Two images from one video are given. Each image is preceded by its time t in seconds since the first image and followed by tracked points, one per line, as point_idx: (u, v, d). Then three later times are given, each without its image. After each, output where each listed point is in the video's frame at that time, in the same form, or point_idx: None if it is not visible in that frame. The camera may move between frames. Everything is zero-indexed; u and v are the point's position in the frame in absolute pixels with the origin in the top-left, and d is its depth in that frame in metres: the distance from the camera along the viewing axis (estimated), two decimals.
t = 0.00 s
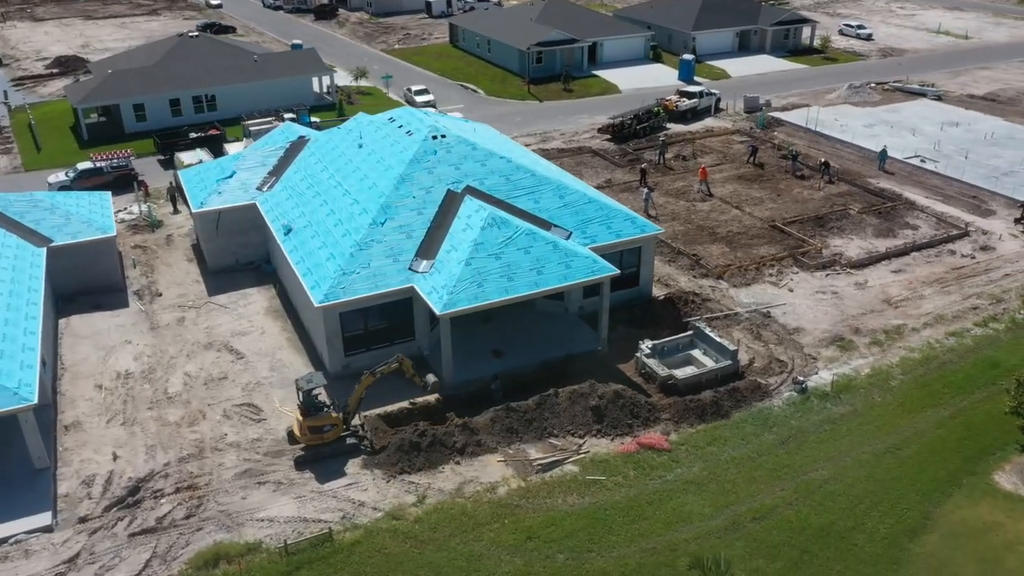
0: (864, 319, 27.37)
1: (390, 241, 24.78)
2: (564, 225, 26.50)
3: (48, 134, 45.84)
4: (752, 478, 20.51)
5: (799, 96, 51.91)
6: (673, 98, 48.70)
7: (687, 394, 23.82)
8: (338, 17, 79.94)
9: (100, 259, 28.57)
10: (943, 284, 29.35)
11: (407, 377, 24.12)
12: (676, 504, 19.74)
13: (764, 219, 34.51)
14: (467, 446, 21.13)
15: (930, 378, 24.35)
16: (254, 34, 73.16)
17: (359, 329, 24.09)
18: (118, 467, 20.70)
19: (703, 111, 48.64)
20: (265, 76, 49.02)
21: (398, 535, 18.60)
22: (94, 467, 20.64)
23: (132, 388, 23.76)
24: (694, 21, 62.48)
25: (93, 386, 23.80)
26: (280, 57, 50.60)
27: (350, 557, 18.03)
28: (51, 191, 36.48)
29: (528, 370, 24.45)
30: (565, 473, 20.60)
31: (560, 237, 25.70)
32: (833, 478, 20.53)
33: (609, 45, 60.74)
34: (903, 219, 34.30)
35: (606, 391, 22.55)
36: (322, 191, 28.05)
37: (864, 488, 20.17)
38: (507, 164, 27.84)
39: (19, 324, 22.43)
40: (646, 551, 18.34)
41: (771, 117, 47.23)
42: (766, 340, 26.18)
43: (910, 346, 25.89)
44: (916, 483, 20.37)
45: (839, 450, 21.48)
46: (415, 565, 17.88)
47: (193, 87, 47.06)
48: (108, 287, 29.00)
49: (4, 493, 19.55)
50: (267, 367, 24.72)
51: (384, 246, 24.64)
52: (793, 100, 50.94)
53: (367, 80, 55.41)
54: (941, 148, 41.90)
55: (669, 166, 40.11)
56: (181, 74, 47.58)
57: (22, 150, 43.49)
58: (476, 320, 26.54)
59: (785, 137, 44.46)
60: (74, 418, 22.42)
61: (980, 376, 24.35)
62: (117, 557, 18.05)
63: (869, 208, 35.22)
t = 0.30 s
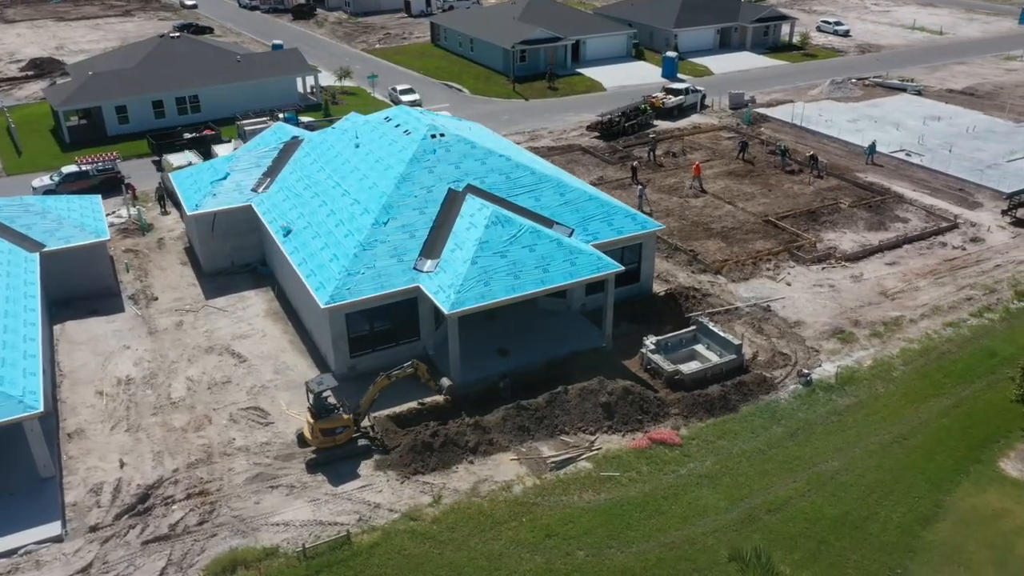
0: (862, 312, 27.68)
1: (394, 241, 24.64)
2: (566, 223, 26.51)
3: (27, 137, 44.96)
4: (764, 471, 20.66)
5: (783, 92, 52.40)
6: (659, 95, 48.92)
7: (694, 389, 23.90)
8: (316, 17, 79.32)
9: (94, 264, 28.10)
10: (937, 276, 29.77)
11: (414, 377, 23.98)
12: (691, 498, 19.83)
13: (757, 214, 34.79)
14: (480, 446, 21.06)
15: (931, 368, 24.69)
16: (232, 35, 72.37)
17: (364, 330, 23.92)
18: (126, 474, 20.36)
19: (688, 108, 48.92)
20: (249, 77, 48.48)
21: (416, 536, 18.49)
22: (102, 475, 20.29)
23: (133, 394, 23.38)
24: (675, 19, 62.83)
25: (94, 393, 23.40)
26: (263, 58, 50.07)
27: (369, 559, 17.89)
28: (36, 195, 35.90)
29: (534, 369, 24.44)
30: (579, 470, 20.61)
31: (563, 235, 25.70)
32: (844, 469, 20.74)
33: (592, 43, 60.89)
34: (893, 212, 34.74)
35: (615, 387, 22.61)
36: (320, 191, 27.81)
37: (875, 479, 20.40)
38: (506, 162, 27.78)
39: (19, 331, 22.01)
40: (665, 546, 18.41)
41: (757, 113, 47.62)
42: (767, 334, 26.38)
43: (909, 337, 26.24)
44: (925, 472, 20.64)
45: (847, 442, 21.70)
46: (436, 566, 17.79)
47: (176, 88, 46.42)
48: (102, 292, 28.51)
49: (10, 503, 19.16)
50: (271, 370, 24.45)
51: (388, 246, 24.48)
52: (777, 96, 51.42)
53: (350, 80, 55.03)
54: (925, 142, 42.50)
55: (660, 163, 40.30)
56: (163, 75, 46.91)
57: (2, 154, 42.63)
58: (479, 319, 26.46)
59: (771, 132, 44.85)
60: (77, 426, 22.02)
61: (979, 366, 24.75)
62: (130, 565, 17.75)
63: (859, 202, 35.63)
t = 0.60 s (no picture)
0: (866, 305, 27.92)
1: (403, 241, 24.48)
2: (573, 220, 26.49)
3: (14, 140, 44.22)
4: (781, 465, 20.78)
5: (772, 89, 52.75)
6: (650, 93, 49.05)
7: (705, 384, 23.99)
8: (300, 17, 78.73)
9: (94, 267, 27.68)
10: (937, 269, 30.09)
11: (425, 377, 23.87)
12: (711, 493, 19.89)
13: (756, 209, 34.99)
14: (497, 444, 20.99)
15: (937, 360, 24.95)
16: (215, 35, 71.65)
17: (375, 330, 23.76)
18: (139, 479, 20.09)
19: (680, 105, 49.10)
20: (238, 77, 48.00)
21: (440, 536, 18.40)
22: (115, 481, 20.00)
23: (142, 398, 23.07)
24: (663, 16, 63.05)
25: (102, 398, 23.06)
26: (252, 58, 49.60)
27: (394, 560, 17.77)
28: (27, 199, 35.30)
29: (546, 367, 24.41)
30: (598, 467, 20.60)
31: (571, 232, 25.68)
32: (859, 461, 20.91)
33: (580, 41, 60.93)
34: (890, 206, 35.08)
35: (629, 384, 22.63)
36: (325, 191, 27.57)
37: (891, 470, 20.58)
38: (511, 159, 27.70)
39: (25, 336, 21.64)
40: (689, 541, 18.45)
41: (749, 110, 47.90)
42: (774, 328, 26.53)
43: (914, 330, 26.50)
44: (939, 462, 20.87)
45: (860, 434, 21.87)
46: (462, 565, 17.71)
47: (165, 88, 45.84)
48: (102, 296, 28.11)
49: (23, 511, 18.84)
50: (280, 371, 24.23)
51: (397, 245, 24.33)
52: (767, 92, 51.76)
53: (340, 80, 54.66)
54: (916, 137, 42.96)
55: (656, 160, 40.41)
56: (152, 76, 46.35)
57: None
58: (487, 318, 26.38)
59: (764, 128, 45.13)
60: (86, 432, 21.69)
61: (984, 357, 25.05)
62: (151, 572, 17.50)
63: (856, 196, 35.95)
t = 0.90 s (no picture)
0: (870, 300, 28.14)
1: (412, 241, 24.34)
2: (580, 218, 26.48)
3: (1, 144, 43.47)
4: (797, 460, 20.89)
5: (762, 86, 53.07)
6: (643, 91, 49.18)
7: (717, 381, 24.07)
8: (285, 17, 78.11)
9: (94, 271, 27.29)
10: (937, 264, 30.41)
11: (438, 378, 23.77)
12: (730, 488, 19.95)
13: (755, 206, 35.16)
14: (515, 444, 20.93)
15: (944, 354, 25.19)
16: (199, 36, 70.94)
17: (386, 331, 23.61)
18: (154, 486, 19.82)
19: (672, 103, 49.27)
20: (228, 78, 47.51)
21: (464, 537, 18.31)
22: (129, 488, 19.72)
23: (151, 404, 22.77)
24: (651, 15, 63.27)
25: (110, 404, 22.74)
26: (242, 58, 49.12)
27: (419, 563, 17.66)
28: (20, 203, 34.72)
29: (557, 366, 24.39)
30: (616, 465, 20.61)
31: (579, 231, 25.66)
32: (875, 454, 21.06)
33: (570, 40, 60.95)
34: (887, 201, 35.39)
35: (644, 381, 22.66)
36: (329, 192, 27.37)
37: (906, 463, 20.76)
38: (516, 158, 27.65)
39: (33, 342, 21.28)
40: (712, 537, 18.51)
41: (741, 107, 48.15)
42: (781, 324, 26.68)
43: (919, 324, 26.75)
44: (953, 454, 21.07)
45: (873, 428, 22.03)
46: (489, 566, 17.63)
47: (155, 89, 45.31)
48: (103, 300, 27.71)
49: (39, 520, 18.53)
50: (291, 374, 24.02)
51: (406, 245, 24.19)
52: (757, 90, 52.09)
53: (330, 80, 54.30)
54: (907, 133, 43.40)
55: (653, 158, 40.50)
56: (141, 77, 45.77)
57: None
58: (496, 318, 26.31)
59: (757, 126, 45.40)
60: (96, 438, 21.36)
61: (989, 349, 25.34)
62: None
63: (852, 192, 36.24)
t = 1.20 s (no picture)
0: (873, 295, 28.39)
1: (421, 242, 24.20)
2: (586, 217, 26.46)
3: None
4: (813, 454, 21.01)
5: (750, 85, 53.43)
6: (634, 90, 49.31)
7: (727, 377, 24.13)
8: (267, 18, 77.45)
9: (95, 277, 26.88)
10: (936, 258, 30.75)
11: (449, 379, 23.66)
12: (749, 484, 20.02)
13: (753, 203, 35.36)
14: (532, 444, 20.88)
15: (949, 347, 25.46)
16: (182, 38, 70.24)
17: (397, 332, 23.46)
18: (169, 492, 19.55)
19: (663, 102, 49.44)
20: (217, 79, 47.02)
21: (488, 538, 18.22)
22: (144, 495, 19.43)
23: (160, 410, 22.46)
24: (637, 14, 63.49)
25: (118, 411, 22.40)
26: (230, 60, 48.63)
27: (444, 565, 17.54)
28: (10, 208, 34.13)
29: (568, 365, 24.36)
30: (634, 463, 20.62)
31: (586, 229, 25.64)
32: (889, 448, 21.24)
33: (557, 39, 60.99)
34: (882, 197, 35.74)
35: (657, 379, 22.71)
36: (333, 193, 27.14)
37: (919, 455, 20.95)
38: (520, 158, 27.59)
39: (40, 349, 20.91)
40: (734, 533, 18.56)
41: (732, 106, 48.42)
42: (787, 320, 26.85)
43: (922, 318, 27.03)
44: (964, 446, 21.31)
45: (885, 421, 22.22)
46: (514, 567, 17.55)
47: (143, 92, 44.75)
48: (103, 306, 27.30)
49: (54, 529, 18.20)
50: (300, 378, 23.80)
51: (415, 246, 24.05)
52: (746, 88, 52.44)
53: (318, 81, 53.92)
54: (897, 129, 43.87)
55: (648, 156, 40.61)
56: (129, 80, 45.20)
57: None
58: (504, 318, 26.24)
59: (749, 123, 45.68)
60: (106, 446, 21.03)
61: (992, 342, 25.64)
62: None
63: (848, 188, 36.57)
